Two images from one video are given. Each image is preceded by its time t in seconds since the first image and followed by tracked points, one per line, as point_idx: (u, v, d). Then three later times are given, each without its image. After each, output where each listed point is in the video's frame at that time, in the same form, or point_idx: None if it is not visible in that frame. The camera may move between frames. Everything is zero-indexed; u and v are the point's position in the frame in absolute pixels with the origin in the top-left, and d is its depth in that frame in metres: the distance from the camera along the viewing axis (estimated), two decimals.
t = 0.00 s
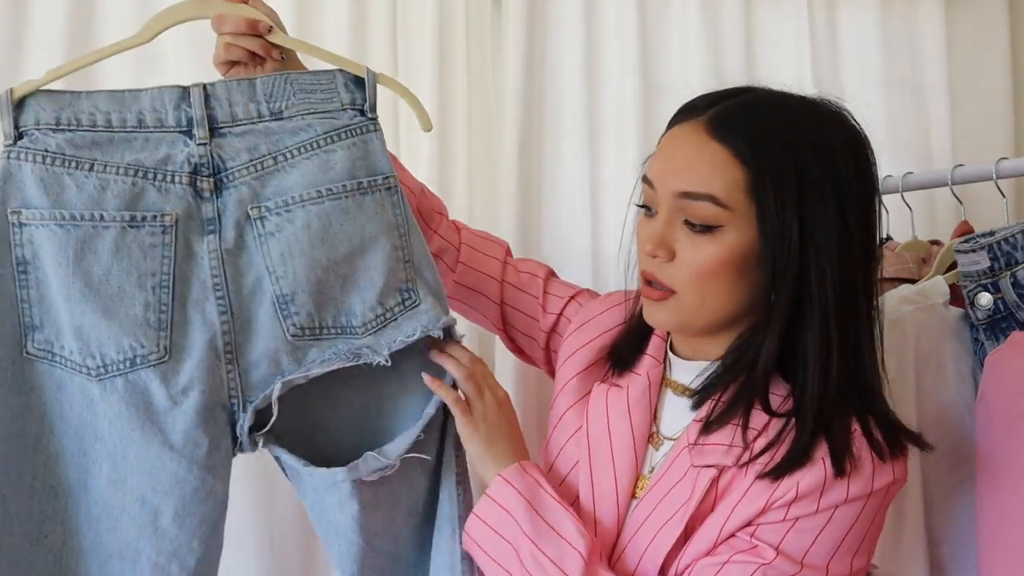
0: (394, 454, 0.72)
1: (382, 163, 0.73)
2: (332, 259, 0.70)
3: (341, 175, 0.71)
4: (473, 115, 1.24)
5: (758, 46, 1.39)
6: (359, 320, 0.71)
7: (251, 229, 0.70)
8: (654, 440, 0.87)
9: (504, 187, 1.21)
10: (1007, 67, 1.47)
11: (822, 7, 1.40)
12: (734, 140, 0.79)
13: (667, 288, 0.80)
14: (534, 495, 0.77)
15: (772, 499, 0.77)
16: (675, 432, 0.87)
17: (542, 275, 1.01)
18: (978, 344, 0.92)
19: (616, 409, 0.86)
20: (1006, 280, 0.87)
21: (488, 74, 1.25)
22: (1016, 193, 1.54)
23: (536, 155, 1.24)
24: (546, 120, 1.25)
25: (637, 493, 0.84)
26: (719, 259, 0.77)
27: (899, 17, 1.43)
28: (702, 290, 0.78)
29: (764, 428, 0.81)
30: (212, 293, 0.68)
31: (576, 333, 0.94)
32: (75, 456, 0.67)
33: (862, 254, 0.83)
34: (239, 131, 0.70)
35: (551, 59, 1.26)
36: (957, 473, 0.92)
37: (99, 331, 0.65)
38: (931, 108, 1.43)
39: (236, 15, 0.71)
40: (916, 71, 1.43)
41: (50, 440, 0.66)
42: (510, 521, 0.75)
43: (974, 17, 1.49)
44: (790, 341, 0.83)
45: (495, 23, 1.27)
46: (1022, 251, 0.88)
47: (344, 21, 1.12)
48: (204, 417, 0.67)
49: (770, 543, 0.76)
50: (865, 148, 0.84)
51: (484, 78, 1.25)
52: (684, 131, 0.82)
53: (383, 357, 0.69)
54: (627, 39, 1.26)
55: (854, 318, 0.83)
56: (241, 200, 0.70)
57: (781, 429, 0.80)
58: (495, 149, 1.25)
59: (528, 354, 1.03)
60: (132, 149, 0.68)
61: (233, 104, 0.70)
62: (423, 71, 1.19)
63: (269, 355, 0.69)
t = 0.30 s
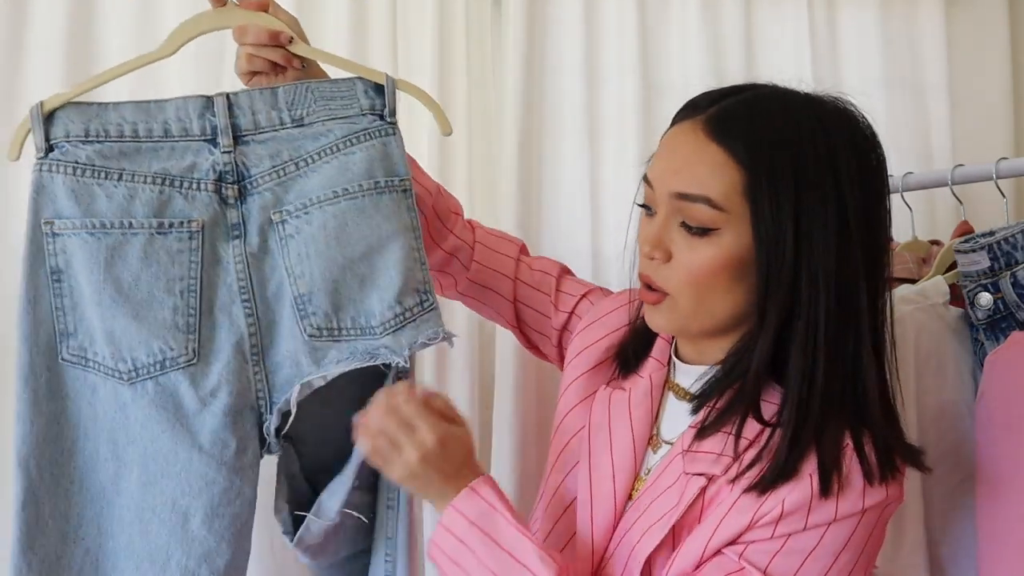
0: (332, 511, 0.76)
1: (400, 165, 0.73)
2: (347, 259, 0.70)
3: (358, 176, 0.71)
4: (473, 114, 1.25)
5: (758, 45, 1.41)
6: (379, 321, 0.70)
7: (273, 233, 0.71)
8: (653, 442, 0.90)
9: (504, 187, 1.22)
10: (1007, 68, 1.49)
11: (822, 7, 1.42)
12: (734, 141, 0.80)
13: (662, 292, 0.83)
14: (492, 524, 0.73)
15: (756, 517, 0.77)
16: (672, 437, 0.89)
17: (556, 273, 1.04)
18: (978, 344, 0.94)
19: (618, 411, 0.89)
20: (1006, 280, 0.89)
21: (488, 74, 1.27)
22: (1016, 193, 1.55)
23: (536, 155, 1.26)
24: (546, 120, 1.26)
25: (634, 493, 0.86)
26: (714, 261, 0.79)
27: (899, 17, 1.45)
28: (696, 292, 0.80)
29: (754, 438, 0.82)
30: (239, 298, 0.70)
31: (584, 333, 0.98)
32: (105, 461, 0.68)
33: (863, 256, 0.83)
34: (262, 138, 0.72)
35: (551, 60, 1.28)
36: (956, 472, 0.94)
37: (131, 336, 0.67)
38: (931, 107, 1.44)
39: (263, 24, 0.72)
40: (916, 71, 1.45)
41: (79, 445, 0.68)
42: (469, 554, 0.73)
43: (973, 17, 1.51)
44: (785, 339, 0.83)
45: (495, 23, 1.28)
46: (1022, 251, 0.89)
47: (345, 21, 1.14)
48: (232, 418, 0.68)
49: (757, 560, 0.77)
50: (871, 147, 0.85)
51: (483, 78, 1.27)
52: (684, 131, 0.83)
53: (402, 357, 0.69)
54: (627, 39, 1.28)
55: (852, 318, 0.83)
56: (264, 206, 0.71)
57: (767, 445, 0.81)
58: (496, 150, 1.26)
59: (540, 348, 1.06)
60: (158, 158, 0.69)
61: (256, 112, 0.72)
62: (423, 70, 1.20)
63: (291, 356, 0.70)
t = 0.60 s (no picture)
0: (335, 510, 0.73)
1: (405, 175, 0.74)
2: (353, 266, 0.71)
3: (364, 186, 0.72)
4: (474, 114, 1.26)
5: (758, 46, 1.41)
6: (383, 326, 0.71)
7: (280, 240, 0.72)
8: (651, 444, 0.90)
9: (504, 186, 1.22)
10: (1006, 68, 1.49)
11: (822, 7, 1.42)
12: (736, 146, 0.80)
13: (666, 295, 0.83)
14: (469, 524, 0.73)
15: (741, 518, 0.78)
16: (670, 437, 0.90)
17: (558, 275, 1.04)
18: (978, 344, 0.95)
19: (617, 413, 0.90)
20: (1006, 280, 0.90)
21: (488, 74, 1.27)
22: (1016, 193, 1.56)
23: (536, 155, 1.26)
24: (546, 120, 1.27)
25: (629, 494, 0.87)
26: (717, 269, 0.79)
27: (899, 17, 1.45)
28: (700, 297, 0.80)
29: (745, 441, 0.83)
30: (246, 301, 0.71)
31: (585, 333, 0.98)
32: (111, 464, 0.68)
33: (867, 261, 0.84)
34: (269, 146, 0.72)
35: (551, 59, 1.28)
36: (958, 472, 0.94)
37: (140, 338, 0.67)
38: (931, 107, 1.45)
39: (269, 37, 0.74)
40: (915, 71, 1.45)
41: (85, 447, 0.67)
42: (447, 556, 0.72)
43: (973, 17, 1.51)
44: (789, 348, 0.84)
45: (495, 23, 1.29)
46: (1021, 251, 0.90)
47: (345, 20, 1.14)
48: (239, 421, 0.68)
49: (743, 559, 0.78)
50: (873, 149, 0.85)
51: (483, 79, 1.27)
52: (685, 136, 0.84)
53: (405, 364, 0.70)
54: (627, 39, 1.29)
55: (854, 325, 0.83)
56: (271, 212, 0.72)
57: (759, 448, 0.81)
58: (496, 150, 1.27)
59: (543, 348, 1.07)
60: (168, 163, 0.70)
61: (265, 120, 0.72)
62: (423, 71, 1.21)
63: (298, 358, 0.71)
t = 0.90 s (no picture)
0: (318, 526, 0.72)
1: (401, 189, 0.74)
2: (348, 277, 0.71)
3: (360, 199, 0.72)
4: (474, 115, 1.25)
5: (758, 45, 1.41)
6: (377, 338, 0.71)
7: (275, 251, 0.72)
8: (648, 445, 0.90)
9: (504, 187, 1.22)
10: (1006, 68, 1.49)
11: (822, 7, 1.42)
12: (732, 153, 0.80)
13: (665, 303, 0.82)
14: (461, 532, 0.72)
15: (740, 518, 0.78)
16: (668, 437, 0.90)
17: (555, 277, 1.04)
18: (978, 344, 0.95)
19: (616, 417, 0.89)
20: (1006, 280, 0.89)
21: (487, 74, 1.27)
22: (1016, 193, 1.55)
23: (536, 155, 1.26)
24: (546, 120, 1.27)
25: (628, 493, 0.88)
26: (714, 276, 0.79)
27: (899, 17, 1.45)
28: (698, 304, 0.80)
29: (742, 441, 0.83)
30: (239, 313, 0.70)
31: (583, 334, 0.98)
32: (94, 477, 0.67)
33: (862, 264, 0.84)
34: (266, 159, 0.72)
35: (551, 60, 1.28)
36: (957, 473, 0.94)
37: (130, 347, 0.67)
38: (931, 107, 1.45)
39: (274, 47, 0.75)
40: (916, 71, 1.45)
41: (67, 459, 0.66)
42: (440, 565, 0.72)
43: (973, 17, 1.51)
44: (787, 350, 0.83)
45: (495, 23, 1.28)
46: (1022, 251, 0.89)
47: (344, 19, 1.14)
48: (228, 436, 0.68)
49: (742, 559, 0.77)
50: (865, 151, 0.85)
51: (483, 78, 1.27)
52: (678, 142, 0.83)
53: (397, 376, 0.70)
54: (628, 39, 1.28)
55: (851, 323, 0.84)
56: (266, 224, 0.72)
57: (757, 449, 0.81)
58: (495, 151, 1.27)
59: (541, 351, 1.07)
60: (163, 172, 0.70)
61: (262, 132, 0.72)
62: (423, 71, 1.21)
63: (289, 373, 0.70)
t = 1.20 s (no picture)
0: (326, 531, 0.72)
1: (397, 191, 0.74)
2: (345, 279, 0.71)
3: (355, 201, 0.72)
4: (473, 115, 1.25)
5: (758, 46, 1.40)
6: (375, 341, 0.70)
7: (269, 254, 0.71)
8: (646, 445, 0.90)
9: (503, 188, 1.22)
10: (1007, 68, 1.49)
11: (822, 7, 1.42)
12: (732, 155, 0.79)
13: (669, 303, 0.82)
14: (449, 541, 0.71)
15: (738, 515, 0.77)
16: (665, 436, 0.89)
17: (547, 278, 1.04)
18: (978, 344, 0.94)
19: (611, 418, 0.89)
20: (1006, 280, 0.89)
21: (487, 74, 1.27)
22: (1016, 193, 1.55)
23: (536, 156, 1.25)
24: (546, 120, 1.26)
25: (626, 492, 0.87)
26: (715, 275, 0.78)
27: (899, 17, 1.44)
28: (698, 305, 0.80)
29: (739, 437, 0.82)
30: (233, 316, 0.70)
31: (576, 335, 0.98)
32: (79, 489, 0.66)
33: (858, 267, 0.83)
34: (259, 160, 0.72)
35: (551, 60, 1.27)
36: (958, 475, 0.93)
37: (120, 350, 0.66)
38: (931, 107, 1.44)
39: (272, 52, 0.73)
40: (916, 71, 1.44)
41: (52, 468, 0.65)
42: None
43: (974, 17, 1.50)
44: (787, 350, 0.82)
45: (495, 23, 1.28)
46: (1022, 251, 0.89)
47: (344, 20, 1.13)
48: (221, 442, 0.67)
49: (740, 556, 0.77)
50: (860, 155, 0.84)
51: (482, 78, 1.26)
52: (676, 142, 0.82)
53: (397, 378, 0.69)
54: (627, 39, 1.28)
55: (847, 323, 0.83)
56: (259, 227, 0.71)
57: (754, 446, 0.80)
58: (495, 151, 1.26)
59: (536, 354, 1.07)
60: (154, 173, 0.69)
61: (255, 134, 0.72)
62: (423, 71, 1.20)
63: (284, 377, 0.70)
